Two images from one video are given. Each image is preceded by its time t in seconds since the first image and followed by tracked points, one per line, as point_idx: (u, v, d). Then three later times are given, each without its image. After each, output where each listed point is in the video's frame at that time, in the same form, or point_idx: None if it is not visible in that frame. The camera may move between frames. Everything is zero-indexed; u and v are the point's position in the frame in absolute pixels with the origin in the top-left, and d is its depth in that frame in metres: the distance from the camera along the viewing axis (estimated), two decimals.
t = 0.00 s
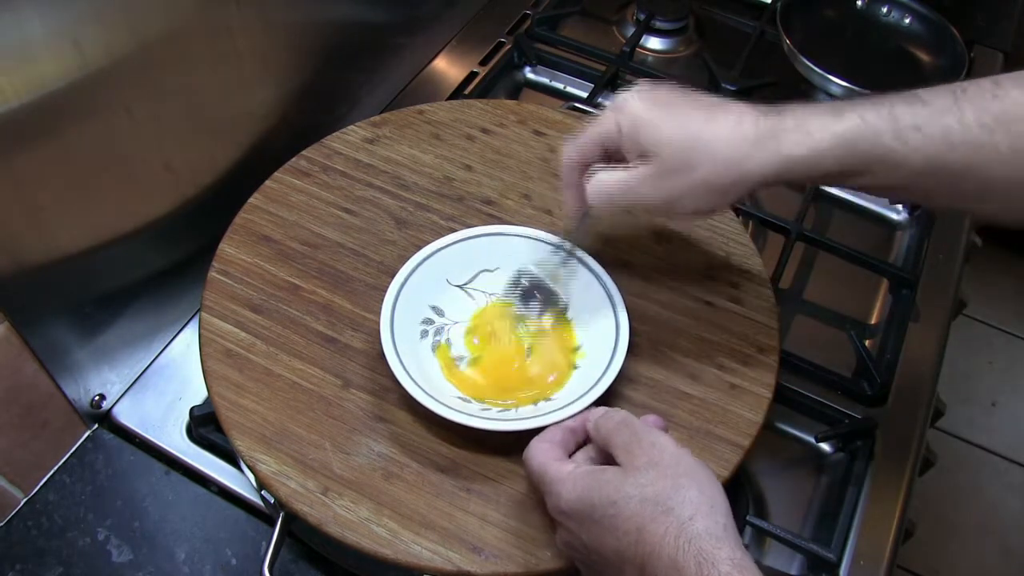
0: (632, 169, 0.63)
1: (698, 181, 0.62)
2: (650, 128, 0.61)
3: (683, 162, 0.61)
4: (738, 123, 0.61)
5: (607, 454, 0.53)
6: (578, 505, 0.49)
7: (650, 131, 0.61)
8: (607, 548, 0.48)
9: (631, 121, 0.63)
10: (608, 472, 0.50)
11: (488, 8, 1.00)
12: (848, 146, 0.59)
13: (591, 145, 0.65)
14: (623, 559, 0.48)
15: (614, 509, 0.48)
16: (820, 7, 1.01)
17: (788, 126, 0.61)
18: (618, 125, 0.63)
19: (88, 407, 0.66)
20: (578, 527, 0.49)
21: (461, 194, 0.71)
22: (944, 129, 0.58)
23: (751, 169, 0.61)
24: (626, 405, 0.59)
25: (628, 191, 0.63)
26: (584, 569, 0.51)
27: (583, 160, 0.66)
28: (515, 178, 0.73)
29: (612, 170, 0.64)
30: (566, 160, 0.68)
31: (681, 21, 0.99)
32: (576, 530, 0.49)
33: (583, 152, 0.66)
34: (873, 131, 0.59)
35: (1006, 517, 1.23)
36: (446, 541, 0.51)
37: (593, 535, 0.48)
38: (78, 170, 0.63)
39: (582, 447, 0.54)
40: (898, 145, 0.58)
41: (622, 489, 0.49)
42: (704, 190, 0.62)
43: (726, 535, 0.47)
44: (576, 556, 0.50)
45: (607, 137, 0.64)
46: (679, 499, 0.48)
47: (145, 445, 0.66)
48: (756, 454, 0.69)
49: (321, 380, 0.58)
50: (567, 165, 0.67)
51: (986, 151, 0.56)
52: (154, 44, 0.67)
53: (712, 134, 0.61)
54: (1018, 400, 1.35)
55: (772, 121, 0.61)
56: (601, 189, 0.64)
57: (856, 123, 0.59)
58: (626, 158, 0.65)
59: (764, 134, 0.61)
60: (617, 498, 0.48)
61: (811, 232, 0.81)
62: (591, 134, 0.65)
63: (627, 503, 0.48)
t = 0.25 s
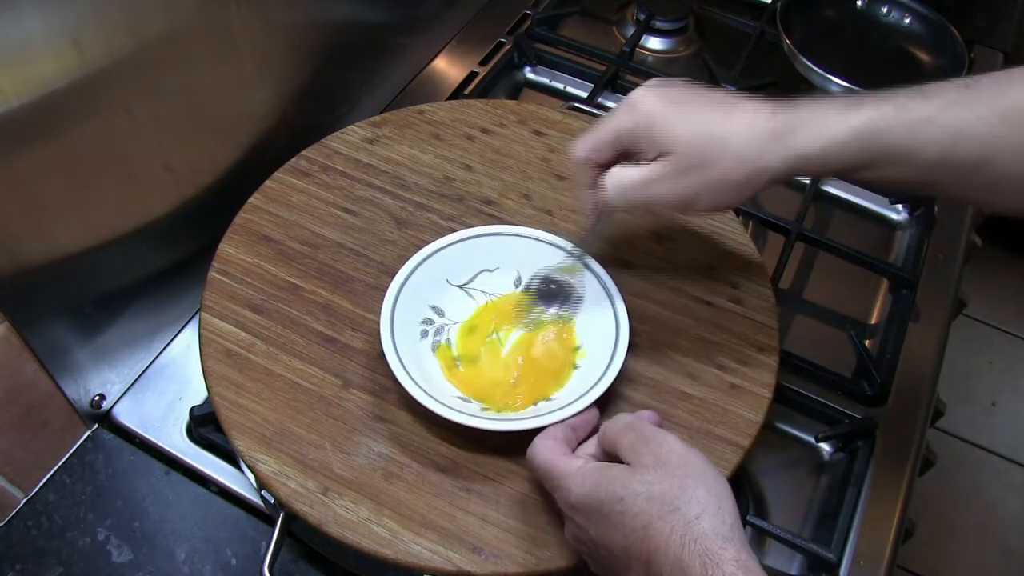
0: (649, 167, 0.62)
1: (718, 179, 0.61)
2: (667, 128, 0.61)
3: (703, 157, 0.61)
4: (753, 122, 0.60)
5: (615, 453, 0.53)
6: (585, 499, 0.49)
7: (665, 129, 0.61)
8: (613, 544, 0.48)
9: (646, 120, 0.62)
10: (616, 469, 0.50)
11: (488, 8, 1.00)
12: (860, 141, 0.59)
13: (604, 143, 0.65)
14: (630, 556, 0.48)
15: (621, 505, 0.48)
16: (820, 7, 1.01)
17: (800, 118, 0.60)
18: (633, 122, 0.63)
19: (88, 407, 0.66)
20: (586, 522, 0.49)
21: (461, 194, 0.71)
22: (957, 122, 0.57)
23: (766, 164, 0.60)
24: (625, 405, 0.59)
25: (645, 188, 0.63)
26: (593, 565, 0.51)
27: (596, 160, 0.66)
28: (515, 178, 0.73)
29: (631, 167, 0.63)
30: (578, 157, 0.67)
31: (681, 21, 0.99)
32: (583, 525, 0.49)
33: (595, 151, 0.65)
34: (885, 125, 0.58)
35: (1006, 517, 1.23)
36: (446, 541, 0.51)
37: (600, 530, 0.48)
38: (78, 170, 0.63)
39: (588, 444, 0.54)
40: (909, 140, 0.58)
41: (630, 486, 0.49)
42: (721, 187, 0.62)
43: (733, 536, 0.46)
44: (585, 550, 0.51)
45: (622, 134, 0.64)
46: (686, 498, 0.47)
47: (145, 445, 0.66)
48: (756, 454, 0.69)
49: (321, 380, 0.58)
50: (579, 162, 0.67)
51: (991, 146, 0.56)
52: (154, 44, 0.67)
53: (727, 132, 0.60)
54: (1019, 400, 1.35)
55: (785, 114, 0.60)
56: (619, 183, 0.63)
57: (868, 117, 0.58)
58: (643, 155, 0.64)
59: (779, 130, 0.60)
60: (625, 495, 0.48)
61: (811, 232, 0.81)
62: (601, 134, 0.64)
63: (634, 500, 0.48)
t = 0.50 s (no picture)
0: (641, 172, 0.62)
1: (706, 187, 0.60)
2: (664, 137, 0.61)
3: (693, 167, 0.60)
4: (748, 145, 0.59)
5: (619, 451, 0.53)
6: (589, 494, 0.49)
7: (660, 146, 0.61)
8: (615, 539, 0.48)
9: (641, 131, 0.62)
10: (620, 466, 0.50)
11: (488, 8, 1.00)
12: (850, 152, 0.57)
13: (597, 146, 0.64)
14: (632, 553, 0.48)
15: (624, 501, 0.48)
16: (820, 7, 1.01)
17: (791, 133, 0.59)
18: (629, 133, 0.63)
19: (89, 407, 0.66)
20: (590, 516, 0.49)
21: (461, 194, 0.71)
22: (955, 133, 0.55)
23: (753, 181, 0.59)
24: (625, 405, 0.59)
25: (633, 191, 0.62)
26: (599, 562, 0.51)
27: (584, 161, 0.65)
28: (516, 178, 0.73)
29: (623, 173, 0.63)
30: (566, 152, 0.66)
31: (681, 21, 0.99)
32: (587, 518, 0.50)
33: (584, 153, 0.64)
34: (872, 138, 0.57)
35: (1006, 517, 1.23)
36: (446, 541, 0.51)
37: (603, 523, 0.49)
38: (78, 169, 0.63)
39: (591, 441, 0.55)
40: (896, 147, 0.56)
41: (633, 482, 0.48)
42: (716, 197, 0.61)
43: (736, 535, 0.45)
44: (589, 546, 0.51)
45: (616, 145, 0.63)
46: (689, 495, 0.47)
47: (145, 445, 0.66)
48: (756, 454, 0.69)
49: (321, 380, 0.58)
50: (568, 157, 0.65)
51: (993, 159, 0.54)
52: (154, 43, 0.67)
53: (720, 150, 0.60)
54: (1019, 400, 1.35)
55: (780, 135, 0.59)
56: (614, 190, 0.62)
57: (855, 130, 0.57)
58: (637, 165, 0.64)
59: (771, 145, 0.59)
60: (628, 491, 0.48)
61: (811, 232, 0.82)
62: (597, 138, 0.64)
63: (637, 496, 0.48)
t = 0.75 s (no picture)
0: (629, 204, 0.63)
1: (696, 213, 0.63)
2: (649, 168, 0.63)
3: (681, 193, 0.63)
4: (734, 170, 0.62)
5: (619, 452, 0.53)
6: (588, 495, 0.49)
7: (646, 176, 0.63)
8: (615, 540, 0.48)
9: (624, 164, 0.64)
10: (620, 467, 0.50)
11: (488, 8, 1.00)
12: (834, 175, 0.61)
13: (580, 180, 0.65)
14: (632, 553, 0.48)
15: (624, 503, 0.48)
16: (820, 7, 1.01)
17: (770, 160, 0.63)
18: (613, 167, 0.64)
19: (89, 407, 0.66)
20: (589, 517, 0.49)
21: (461, 194, 0.71)
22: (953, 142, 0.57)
23: (743, 205, 0.62)
24: (625, 405, 0.59)
25: (626, 223, 0.63)
26: (599, 563, 0.51)
27: (568, 199, 0.66)
28: (516, 179, 0.73)
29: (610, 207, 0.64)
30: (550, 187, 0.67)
31: (681, 21, 0.99)
32: (587, 519, 0.49)
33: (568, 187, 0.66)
34: (855, 161, 0.60)
35: (1006, 517, 1.23)
36: (446, 541, 0.51)
37: (602, 525, 0.48)
38: (77, 169, 0.63)
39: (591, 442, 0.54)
40: (884, 166, 0.59)
41: (633, 484, 0.48)
42: (704, 221, 0.63)
43: (735, 537, 0.46)
44: (589, 546, 0.51)
45: (599, 176, 0.65)
46: (689, 497, 0.47)
47: (145, 445, 0.66)
48: (756, 454, 0.69)
49: (321, 380, 0.58)
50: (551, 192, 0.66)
51: (980, 176, 0.57)
52: (154, 43, 0.67)
53: (707, 177, 0.63)
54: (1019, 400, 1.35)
55: (759, 161, 0.63)
56: (603, 223, 0.63)
57: (837, 153, 0.61)
58: (618, 198, 0.65)
59: (758, 171, 0.62)
60: (627, 492, 0.48)
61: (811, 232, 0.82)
62: (578, 173, 0.66)
63: (637, 497, 0.48)
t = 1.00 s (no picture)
0: (625, 192, 0.63)
1: (692, 202, 0.62)
2: (645, 155, 0.62)
3: (679, 180, 0.62)
4: (732, 157, 0.61)
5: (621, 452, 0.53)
6: (590, 497, 0.49)
7: (643, 160, 0.62)
8: (616, 542, 0.48)
9: (620, 150, 0.63)
10: (621, 469, 0.50)
11: (488, 8, 1.00)
12: (837, 161, 0.60)
13: (577, 165, 0.65)
14: (633, 554, 0.48)
15: (626, 505, 0.48)
16: (819, 7, 1.01)
17: (770, 145, 0.62)
18: (610, 153, 0.64)
19: (89, 407, 0.66)
20: (590, 519, 0.49)
21: (461, 194, 0.71)
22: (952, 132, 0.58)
23: (739, 191, 0.61)
24: (625, 405, 0.59)
25: (624, 212, 0.63)
26: (599, 563, 0.51)
27: (567, 185, 0.66)
28: (515, 178, 0.73)
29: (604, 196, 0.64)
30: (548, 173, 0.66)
31: (681, 22, 0.99)
32: (588, 522, 0.49)
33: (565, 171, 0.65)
34: (853, 146, 0.60)
35: (1006, 517, 1.23)
36: (446, 541, 0.51)
37: (604, 528, 0.48)
38: (77, 169, 0.63)
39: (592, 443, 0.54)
40: (882, 156, 0.59)
41: (634, 486, 0.48)
42: (706, 208, 0.62)
43: (736, 539, 0.46)
44: (591, 548, 0.51)
45: (597, 161, 0.65)
46: (690, 500, 0.47)
47: (145, 445, 0.66)
48: (757, 454, 0.69)
49: (321, 380, 0.58)
50: (550, 177, 0.66)
51: (976, 163, 0.57)
52: (154, 43, 0.67)
53: (703, 164, 0.61)
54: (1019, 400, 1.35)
55: (756, 146, 0.62)
56: (601, 209, 0.63)
57: (837, 139, 0.60)
58: (617, 183, 0.65)
59: (756, 157, 0.61)
60: (629, 495, 0.48)
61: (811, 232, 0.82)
62: (576, 157, 0.65)
63: (638, 500, 0.48)
